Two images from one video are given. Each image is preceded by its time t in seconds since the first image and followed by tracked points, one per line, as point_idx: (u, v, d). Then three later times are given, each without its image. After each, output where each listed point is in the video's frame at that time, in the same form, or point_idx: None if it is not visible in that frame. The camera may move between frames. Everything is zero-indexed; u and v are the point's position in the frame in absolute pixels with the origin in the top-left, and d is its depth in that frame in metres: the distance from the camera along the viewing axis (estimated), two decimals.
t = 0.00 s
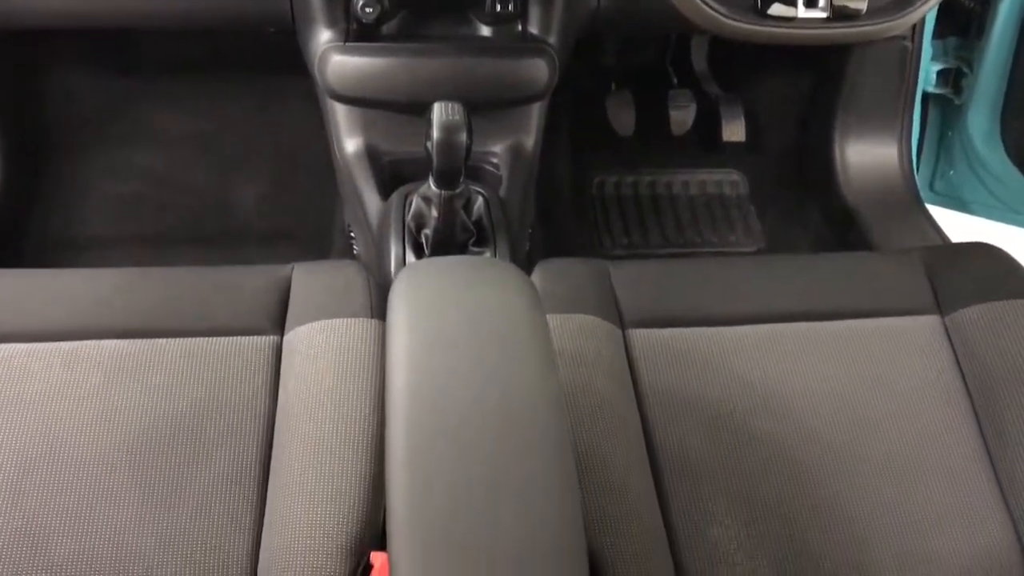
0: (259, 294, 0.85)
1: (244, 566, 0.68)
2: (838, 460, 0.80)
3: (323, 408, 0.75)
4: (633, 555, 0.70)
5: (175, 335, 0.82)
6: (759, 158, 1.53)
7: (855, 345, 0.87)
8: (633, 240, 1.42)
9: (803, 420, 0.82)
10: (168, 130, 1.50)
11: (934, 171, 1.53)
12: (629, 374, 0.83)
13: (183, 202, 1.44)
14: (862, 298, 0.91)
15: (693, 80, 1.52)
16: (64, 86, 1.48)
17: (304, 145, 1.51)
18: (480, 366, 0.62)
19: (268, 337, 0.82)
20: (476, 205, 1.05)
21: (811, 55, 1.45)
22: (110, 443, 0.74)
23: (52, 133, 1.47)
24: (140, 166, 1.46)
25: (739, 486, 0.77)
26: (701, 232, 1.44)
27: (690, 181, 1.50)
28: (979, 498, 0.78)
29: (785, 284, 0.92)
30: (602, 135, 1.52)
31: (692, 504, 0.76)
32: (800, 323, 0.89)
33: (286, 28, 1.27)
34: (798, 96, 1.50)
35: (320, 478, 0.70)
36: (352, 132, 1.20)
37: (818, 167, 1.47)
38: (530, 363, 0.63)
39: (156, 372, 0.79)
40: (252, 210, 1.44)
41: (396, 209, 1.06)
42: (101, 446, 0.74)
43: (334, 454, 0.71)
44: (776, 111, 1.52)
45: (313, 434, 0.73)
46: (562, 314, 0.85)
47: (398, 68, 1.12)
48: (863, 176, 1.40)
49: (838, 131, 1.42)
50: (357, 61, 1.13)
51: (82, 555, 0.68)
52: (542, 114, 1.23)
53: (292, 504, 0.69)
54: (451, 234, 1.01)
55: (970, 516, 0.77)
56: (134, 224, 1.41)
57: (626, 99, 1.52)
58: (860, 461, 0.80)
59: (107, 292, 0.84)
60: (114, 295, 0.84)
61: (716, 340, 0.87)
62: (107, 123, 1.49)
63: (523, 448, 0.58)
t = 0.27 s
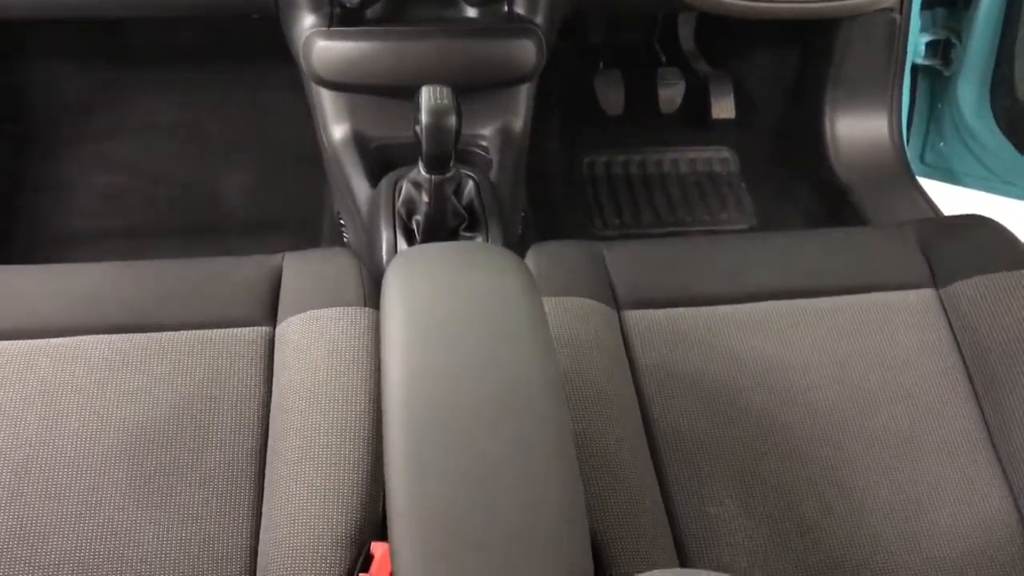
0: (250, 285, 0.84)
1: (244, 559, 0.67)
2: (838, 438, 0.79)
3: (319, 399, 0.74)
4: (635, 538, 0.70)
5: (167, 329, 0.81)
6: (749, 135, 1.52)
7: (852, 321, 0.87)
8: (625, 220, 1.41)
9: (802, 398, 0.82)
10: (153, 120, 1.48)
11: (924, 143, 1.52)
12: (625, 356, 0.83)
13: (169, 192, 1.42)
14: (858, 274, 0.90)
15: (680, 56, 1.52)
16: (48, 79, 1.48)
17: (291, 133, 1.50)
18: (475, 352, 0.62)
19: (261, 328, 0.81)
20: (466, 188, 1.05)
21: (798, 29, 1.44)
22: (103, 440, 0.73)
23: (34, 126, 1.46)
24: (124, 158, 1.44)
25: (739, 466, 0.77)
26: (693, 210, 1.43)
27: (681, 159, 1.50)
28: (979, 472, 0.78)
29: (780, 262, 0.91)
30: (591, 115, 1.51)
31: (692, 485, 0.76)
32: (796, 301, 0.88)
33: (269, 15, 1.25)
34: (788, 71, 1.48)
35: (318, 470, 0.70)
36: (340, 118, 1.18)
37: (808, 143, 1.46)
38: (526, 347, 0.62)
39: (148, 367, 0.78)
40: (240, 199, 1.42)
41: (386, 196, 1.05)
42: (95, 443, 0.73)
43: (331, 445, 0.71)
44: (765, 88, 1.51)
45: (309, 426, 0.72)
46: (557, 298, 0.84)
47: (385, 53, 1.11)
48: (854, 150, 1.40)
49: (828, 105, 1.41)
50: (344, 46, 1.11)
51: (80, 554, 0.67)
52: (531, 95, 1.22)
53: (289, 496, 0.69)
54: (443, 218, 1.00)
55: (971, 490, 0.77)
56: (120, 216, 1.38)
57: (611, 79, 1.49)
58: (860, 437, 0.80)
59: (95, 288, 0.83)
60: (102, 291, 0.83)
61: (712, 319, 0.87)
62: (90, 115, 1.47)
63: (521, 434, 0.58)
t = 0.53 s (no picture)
0: (240, 293, 0.83)
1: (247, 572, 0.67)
2: (837, 423, 0.79)
3: (314, 405, 0.73)
4: (639, 531, 0.69)
5: (157, 340, 0.80)
6: (733, 121, 1.52)
7: (846, 305, 0.87)
8: (613, 212, 1.41)
9: (799, 384, 0.82)
10: (131, 128, 1.46)
11: (907, 124, 1.52)
12: (620, 350, 0.82)
13: (152, 200, 1.40)
14: (850, 257, 0.90)
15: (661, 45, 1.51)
16: (18, 89, 1.45)
17: (273, 136, 1.48)
18: (469, 350, 0.61)
19: (253, 336, 0.80)
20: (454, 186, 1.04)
21: (777, 16, 1.43)
22: (98, 456, 0.73)
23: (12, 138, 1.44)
24: (105, 168, 1.43)
25: (738, 455, 0.77)
26: (680, 199, 1.43)
27: (666, 148, 1.49)
28: (978, 451, 0.78)
29: (772, 248, 0.91)
30: (574, 107, 1.50)
31: (694, 477, 0.76)
32: (790, 287, 0.88)
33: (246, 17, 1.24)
34: (770, 56, 1.47)
35: (316, 476, 0.69)
36: (322, 120, 1.17)
37: (793, 127, 1.46)
38: (520, 342, 0.62)
39: (139, 380, 0.77)
40: (224, 204, 1.40)
41: (373, 197, 1.05)
42: (89, 459, 0.72)
43: (329, 451, 0.70)
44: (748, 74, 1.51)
45: (306, 432, 0.71)
46: (550, 293, 0.84)
47: (367, 53, 1.10)
48: (838, 133, 1.40)
49: (809, 90, 1.42)
50: (324, 47, 1.10)
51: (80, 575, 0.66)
52: (514, 89, 1.21)
53: (289, 503, 0.68)
54: (431, 218, 0.99)
55: (971, 469, 0.77)
56: (104, 226, 1.37)
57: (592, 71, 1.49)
58: (858, 421, 0.79)
59: (81, 302, 0.82)
60: (88, 303, 0.81)
61: (706, 309, 0.86)
62: (67, 125, 1.46)
63: (520, 431, 0.57)
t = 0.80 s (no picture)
0: (233, 318, 0.83)
1: None
2: (834, 424, 0.80)
3: (312, 425, 0.72)
4: (643, 539, 0.69)
5: (150, 368, 0.79)
6: (715, 125, 1.53)
7: (838, 306, 0.87)
8: (600, 220, 1.42)
9: (795, 386, 0.82)
10: (113, 155, 1.46)
11: (887, 122, 1.54)
12: (616, 359, 0.82)
13: (137, 226, 1.39)
14: (839, 257, 0.91)
15: (641, 51, 1.52)
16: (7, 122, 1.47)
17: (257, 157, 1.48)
18: (464, 365, 0.61)
19: (247, 360, 0.80)
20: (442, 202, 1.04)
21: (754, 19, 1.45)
22: (95, 490, 0.72)
23: None
24: (90, 196, 1.42)
25: (737, 460, 0.77)
26: (667, 205, 1.44)
27: (650, 155, 1.50)
28: (975, 445, 0.79)
29: (761, 251, 0.91)
30: (557, 117, 1.51)
31: (695, 483, 0.76)
32: (781, 289, 0.89)
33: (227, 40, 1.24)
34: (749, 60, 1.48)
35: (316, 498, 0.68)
36: (307, 140, 1.17)
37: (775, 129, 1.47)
38: (514, 354, 0.62)
39: (133, 411, 0.76)
40: (210, 227, 1.40)
41: (361, 215, 1.05)
42: (86, 492, 0.72)
43: (328, 471, 0.70)
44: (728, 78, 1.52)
45: (304, 454, 0.71)
46: (544, 305, 0.84)
47: (350, 70, 1.10)
48: (821, 132, 1.40)
49: (791, 87, 1.42)
50: (307, 66, 1.10)
51: None
52: (498, 102, 1.22)
53: (291, 528, 0.67)
54: (421, 234, 1.00)
55: (967, 464, 0.77)
56: (90, 254, 1.36)
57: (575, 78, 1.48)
58: (854, 421, 0.80)
59: (73, 333, 0.81)
60: (79, 335, 0.81)
61: (700, 314, 0.87)
62: (49, 154, 1.45)
63: (516, 443, 0.57)
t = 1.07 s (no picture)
0: (225, 352, 0.83)
1: None
2: (828, 442, 0.80)
3: (306, 458, 0.72)
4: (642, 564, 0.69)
5: (143, 404, 0.79)
6: (699, 148, 1.54)
7: (828, 324, 0.88)
8: (588, 244, 1.42)
9: (788, 406, 0.82)
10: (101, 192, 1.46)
11: (869, 140, 1.55)
12: (609, 382, 0.83)
13: (126, 262, 1.39)
14: (827, 276, 0.92)
15: (624, 78, 1.52)
16: None
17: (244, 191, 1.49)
18: (458, 394, 0.61)
19: (241, 394, 0.79)
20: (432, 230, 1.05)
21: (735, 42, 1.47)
22: (89, 529, 0.71)
23: None
24: (77, 232, 1.42)
25: (733, 482, 0.77)
26: (653, 227, 1.45)
27: (635, 178, 1.51)
28: (968, 459, 0.79)
29: (749, 272, 0.92)
30: (542, 143, 1.52)
31: (691, 505, 0.76)
32: (771, 310, 0.89)
33: (213, 76, 1.25)
34: (729, 83, 1.50)
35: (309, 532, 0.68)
36: (295, 173, 1.17)
37: (758, 150, 1.48)
38: (506, 381, 0.62)
39: (127, 448, 0.76)
40: (199, 261, 1.40)
41: (351, 245, 1.05)
42: (81, 532, 0.71)
43: (324, 504, 0.69)
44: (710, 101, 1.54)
45: (298, 488, 0.71)
46: (537, 331, 0.84)
47: (336, 103, 1.11)
48: (802, 155, 1.43)
49: (773, 110, 1.44)
50: (293, 100, 1.11)
51: None
52: (484, 131, 1.22)
53: (288, 563, 0.67)
54: (411, 263, 1.00)
55: (962, 479, 0.78)
56: (78, 290, 1.36)
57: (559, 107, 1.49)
58: (848, 438, 0.80)
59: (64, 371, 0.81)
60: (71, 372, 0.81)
61: (691, 336, 0.87)
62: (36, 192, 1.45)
63: (508, 468, 0.57)
